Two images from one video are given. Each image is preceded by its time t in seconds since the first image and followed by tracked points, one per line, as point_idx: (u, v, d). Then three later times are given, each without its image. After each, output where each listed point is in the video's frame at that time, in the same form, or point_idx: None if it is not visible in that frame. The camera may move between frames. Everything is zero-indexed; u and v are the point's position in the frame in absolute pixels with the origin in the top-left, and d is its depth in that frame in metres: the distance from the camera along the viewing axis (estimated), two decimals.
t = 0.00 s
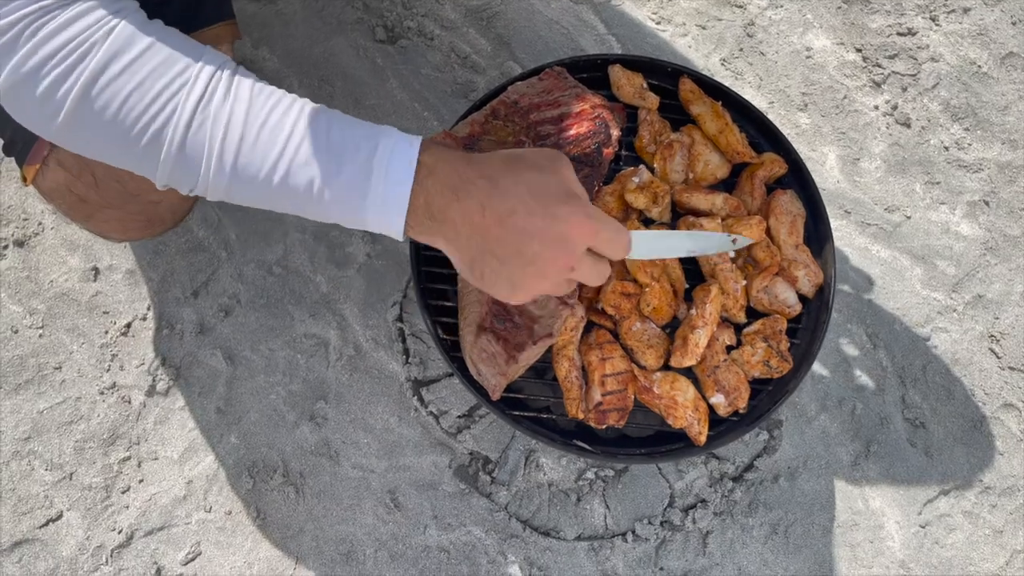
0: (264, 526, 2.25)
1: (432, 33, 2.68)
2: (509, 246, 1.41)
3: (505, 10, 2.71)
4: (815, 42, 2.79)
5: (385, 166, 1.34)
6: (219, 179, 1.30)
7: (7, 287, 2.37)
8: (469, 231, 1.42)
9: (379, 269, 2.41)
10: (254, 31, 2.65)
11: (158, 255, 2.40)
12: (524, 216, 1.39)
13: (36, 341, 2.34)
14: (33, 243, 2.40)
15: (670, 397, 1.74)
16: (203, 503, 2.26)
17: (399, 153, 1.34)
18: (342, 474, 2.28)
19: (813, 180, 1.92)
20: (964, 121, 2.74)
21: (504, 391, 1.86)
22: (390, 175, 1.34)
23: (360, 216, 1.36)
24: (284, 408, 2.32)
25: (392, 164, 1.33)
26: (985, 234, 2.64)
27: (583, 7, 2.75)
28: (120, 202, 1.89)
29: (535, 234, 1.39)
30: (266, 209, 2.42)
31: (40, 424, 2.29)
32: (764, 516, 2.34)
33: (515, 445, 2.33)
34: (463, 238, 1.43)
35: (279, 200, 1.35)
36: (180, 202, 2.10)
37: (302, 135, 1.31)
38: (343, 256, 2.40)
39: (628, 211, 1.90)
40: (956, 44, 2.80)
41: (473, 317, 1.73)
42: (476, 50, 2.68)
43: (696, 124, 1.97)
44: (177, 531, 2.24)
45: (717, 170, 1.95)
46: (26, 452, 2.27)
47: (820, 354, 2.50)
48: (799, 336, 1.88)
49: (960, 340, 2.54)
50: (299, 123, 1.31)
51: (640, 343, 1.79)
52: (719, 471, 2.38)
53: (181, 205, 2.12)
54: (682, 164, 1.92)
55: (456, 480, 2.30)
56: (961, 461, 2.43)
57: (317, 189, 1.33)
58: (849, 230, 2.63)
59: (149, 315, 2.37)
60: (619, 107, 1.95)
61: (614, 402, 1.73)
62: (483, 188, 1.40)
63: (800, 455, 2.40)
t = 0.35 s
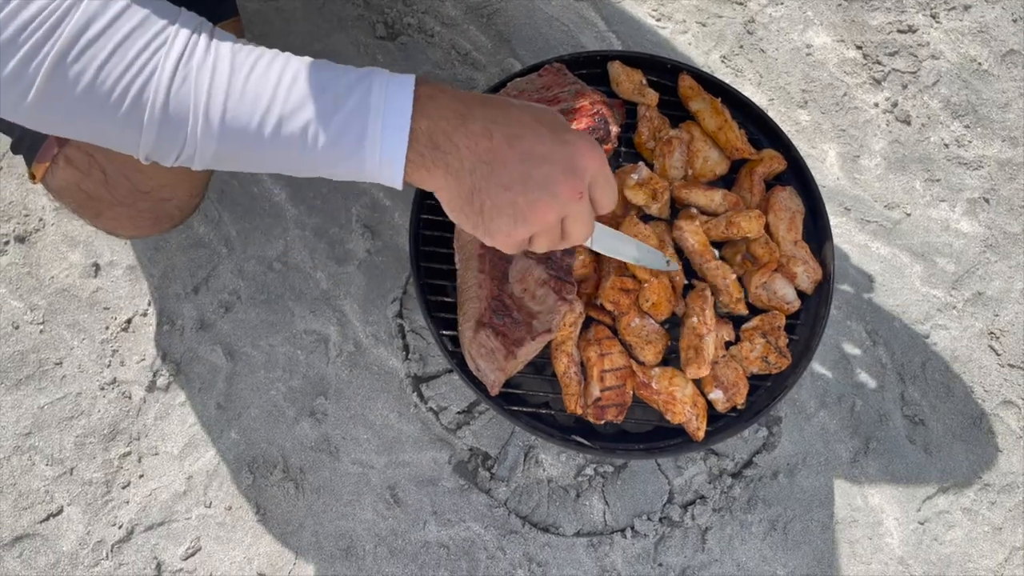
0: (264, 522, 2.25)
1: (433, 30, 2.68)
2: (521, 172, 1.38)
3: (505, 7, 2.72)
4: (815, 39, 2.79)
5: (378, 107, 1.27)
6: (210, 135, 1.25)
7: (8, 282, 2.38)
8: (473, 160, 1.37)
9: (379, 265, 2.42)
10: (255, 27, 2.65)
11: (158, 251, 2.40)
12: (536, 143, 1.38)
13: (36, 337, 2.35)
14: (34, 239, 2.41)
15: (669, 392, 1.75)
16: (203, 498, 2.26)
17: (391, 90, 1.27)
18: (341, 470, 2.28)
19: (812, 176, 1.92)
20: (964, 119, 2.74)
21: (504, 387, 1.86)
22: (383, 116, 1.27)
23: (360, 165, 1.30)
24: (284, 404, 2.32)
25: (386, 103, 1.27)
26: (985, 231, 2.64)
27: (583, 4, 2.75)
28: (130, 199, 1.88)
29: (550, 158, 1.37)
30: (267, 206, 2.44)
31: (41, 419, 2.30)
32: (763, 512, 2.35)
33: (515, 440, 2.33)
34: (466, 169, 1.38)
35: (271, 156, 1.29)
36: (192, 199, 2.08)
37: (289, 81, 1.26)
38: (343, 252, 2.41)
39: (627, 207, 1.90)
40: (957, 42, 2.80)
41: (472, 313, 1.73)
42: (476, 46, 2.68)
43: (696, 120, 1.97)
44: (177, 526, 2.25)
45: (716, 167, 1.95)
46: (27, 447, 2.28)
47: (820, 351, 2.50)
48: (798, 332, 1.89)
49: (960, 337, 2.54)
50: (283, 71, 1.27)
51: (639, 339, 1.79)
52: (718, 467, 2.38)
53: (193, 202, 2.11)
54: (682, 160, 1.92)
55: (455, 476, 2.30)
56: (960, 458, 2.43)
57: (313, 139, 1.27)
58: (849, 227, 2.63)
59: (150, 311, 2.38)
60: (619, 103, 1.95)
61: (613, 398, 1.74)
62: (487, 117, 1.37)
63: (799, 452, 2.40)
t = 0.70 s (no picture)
0: (267, 520, 2.26)
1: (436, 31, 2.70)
2: (564, 140, 1.32)
3: (508, 8, 2.73)
4: (817, 40, 2.80)
5: (439, 63, 1.25)
6: (273, 58, 1.16)
7: (12, 280, 2.39)
8: (520, 125, 1.31)
9: (381, 264, 2.45)
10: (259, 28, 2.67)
11: (162, 250, 2.43)
12: (579, 111, 1.33)
13: (40, 335, 2.36)
14: (38, 238, 2.43)
15: (672, 391, 1.75)
16: (206, 496, 2.27)
17: (453, 48, 1.26)
18: (344, 468, 2.29)
19: (814, 177, 1.93)
20: (965, 120, 2.75)
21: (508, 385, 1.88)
22: (445, 73, 1.26)
23: (412, 117, 1.29)
24: (287, 402, 2.33)
25: (449, 61, 1.26)
26: (986, 232, 2.65)
27: (586, 5, 2.76)
28: (83, 66, 1.93)
29: (593, 130, 1.32)
30: (269, 206, 2.48)
31: (44, 417, 2.31)
32: (764, 512, 2.35)
33: (517, 439, 2.35)
34: (512, 131, 1.31)
35: (322, 95, 1.25)
36: (145, 77, 2.15)
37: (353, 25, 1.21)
38: (346, 251, 2.45)
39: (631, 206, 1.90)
40: (958, 43, 2.81)
41: (476, 311, 1.75)
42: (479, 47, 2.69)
43: (699, 120, 1.98)
44: (181, 524, 2.25)
45: (719, 167, 1.96)
46: (30, 445, 2.28)
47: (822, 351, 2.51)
48: (799, 331, 1.90)
49: (961, 338, 2.55)
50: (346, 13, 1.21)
51: (642, 338, 1.79)
52: (720, 466, 2.39)
53: (143, 79, 2.17)
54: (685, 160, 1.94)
55: (458, 475, 2.31)
56: (961, 458, 2.44)
57: (374, 84, 1.24)
58: (850, 227, 2.64)
59: (154, 310, 2.38)
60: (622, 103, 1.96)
61: (617, 397, 1.74)
62: (542, 87, 1.33)
63: (800, 451, 2.41)
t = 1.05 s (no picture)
0: (267, 518, 2.26)
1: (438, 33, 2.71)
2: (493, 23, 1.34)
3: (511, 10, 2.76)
4: (817, 43, 2.82)
5: None
6: None
7: (15, 278, 2.39)
8: None
9: (383, 264, 2.47)
10: (262, 30, 2.69)
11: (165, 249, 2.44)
12: None
13: (43, 333, 2.37)
14: (41, 236, 2.44)
15: (673, 390, 1.76)
16: (208, 494, 2.27)
17: None
18: (346, 466, 2.30)
19: (815, 178, 1.95)
20: (964, 123, 2.77)
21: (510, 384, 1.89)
22: None
23: None
24: (289, 401, 2.34)
25: None
26: (985, 235, 2.66)
27: (588, 7, 2.78)
28: None
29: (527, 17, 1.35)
30: (272, 206, 2.50)
31: (47, 415, 2.31)
32: (764, 512, 2.36)
33: (518, 438, 2.36)
34: None
35: None
36: None
37: None
38: (348, 250, 2.46)
39: (633, 207, 1.91)
40: (957, 47, 2.85)
41: (479, 310, 1.76)
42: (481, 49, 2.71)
43: (700, 121, 2.00)
44: (182, 522, 2.25)
45: (720, 168, 1.97)
46: (33, 443, 2.29)
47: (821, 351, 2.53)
48: (799, 331, 1.91)
49: (960, 339, 2.56)
50: None
51: (644, 337, 1.80)
52: (720, 467, 2.40)
53: None
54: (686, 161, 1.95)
55: (459, 474, 2.32)
56: (959, 458, 2.45)
57: None
58: (850, 229, 2.65)
59: (157, 308, 2.40)
60: (624, 105, 1.98)
61: (618, 395, 1.75)
62: None
63: (800, 452, 2.42)
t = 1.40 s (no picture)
0: (268, 517, 2.27)
1: (440, 34, 2.72)
2: None
3: (512, 12, 2.78)
4: (816, 47, 2.85)
5: None
6: None
7: (17, 276, 2.40)
8: None
9: (384, 264, 2.48)
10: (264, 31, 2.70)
11: (167, 248, 2.45)
12: None
13: (45, 332, 2.37)
14: (43, 235, 2.45)
15: (673, 389, 1.77)
16: (209, 493, 2.28)
17: None
18: (346, 465, 2.31)
19: (813, 180, 1.97)
20: (961, 127, 2.79)
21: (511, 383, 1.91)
22: None
23: None
24: (290, 400, 2.35)
25: None
26: (981, 237, 2.68)
27: (588, 10, 2.80)
28: None
29: None
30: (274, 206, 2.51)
31: (48, 413, 2.32)
32: (762, 512, 2.37)
33: (518, 438, 2.37)
34: None
35: None
36: None
37: None
38: (348, 250, 2.47)
39: (633, 207, 1.93)
40: (954, 51, 2.87)
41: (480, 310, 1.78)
42: (482, 51, 2.73)
43: (700, 123, 2.01)
44: (183, 521, 2.26)
45: (720, 169, 1.99)
46: (34, 441, 2.30)
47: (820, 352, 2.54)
48: (798, 331, 1.93)
49: (957, 341, 2.57)
50: None
51: (644, 337, 1.81)
52: (719, 467, 2.40)
53: None
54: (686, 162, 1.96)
55: (459, 473, 2.33)
56: (956, 460, 2.46)
57: None
58: (848, 231, 2.67)
59: (159, 308, 2.41)
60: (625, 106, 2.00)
61: (618, 394, 1.77)
62: None
63: (798, 452, 2.43)
